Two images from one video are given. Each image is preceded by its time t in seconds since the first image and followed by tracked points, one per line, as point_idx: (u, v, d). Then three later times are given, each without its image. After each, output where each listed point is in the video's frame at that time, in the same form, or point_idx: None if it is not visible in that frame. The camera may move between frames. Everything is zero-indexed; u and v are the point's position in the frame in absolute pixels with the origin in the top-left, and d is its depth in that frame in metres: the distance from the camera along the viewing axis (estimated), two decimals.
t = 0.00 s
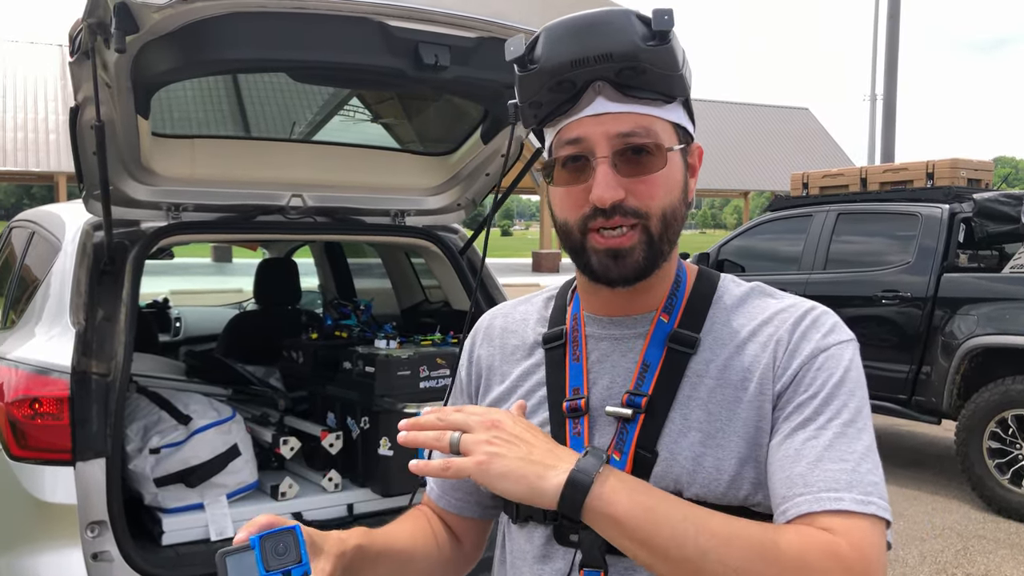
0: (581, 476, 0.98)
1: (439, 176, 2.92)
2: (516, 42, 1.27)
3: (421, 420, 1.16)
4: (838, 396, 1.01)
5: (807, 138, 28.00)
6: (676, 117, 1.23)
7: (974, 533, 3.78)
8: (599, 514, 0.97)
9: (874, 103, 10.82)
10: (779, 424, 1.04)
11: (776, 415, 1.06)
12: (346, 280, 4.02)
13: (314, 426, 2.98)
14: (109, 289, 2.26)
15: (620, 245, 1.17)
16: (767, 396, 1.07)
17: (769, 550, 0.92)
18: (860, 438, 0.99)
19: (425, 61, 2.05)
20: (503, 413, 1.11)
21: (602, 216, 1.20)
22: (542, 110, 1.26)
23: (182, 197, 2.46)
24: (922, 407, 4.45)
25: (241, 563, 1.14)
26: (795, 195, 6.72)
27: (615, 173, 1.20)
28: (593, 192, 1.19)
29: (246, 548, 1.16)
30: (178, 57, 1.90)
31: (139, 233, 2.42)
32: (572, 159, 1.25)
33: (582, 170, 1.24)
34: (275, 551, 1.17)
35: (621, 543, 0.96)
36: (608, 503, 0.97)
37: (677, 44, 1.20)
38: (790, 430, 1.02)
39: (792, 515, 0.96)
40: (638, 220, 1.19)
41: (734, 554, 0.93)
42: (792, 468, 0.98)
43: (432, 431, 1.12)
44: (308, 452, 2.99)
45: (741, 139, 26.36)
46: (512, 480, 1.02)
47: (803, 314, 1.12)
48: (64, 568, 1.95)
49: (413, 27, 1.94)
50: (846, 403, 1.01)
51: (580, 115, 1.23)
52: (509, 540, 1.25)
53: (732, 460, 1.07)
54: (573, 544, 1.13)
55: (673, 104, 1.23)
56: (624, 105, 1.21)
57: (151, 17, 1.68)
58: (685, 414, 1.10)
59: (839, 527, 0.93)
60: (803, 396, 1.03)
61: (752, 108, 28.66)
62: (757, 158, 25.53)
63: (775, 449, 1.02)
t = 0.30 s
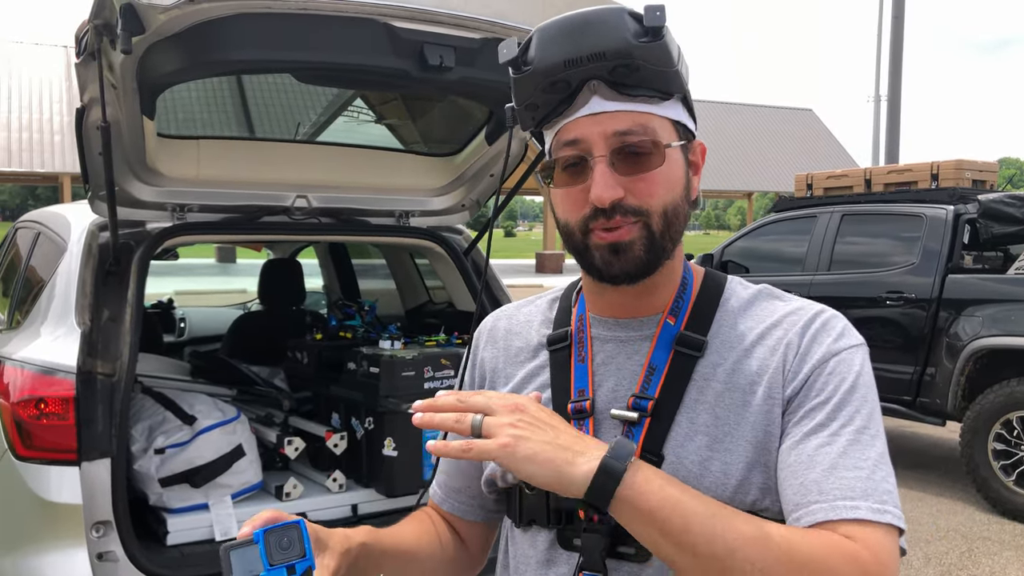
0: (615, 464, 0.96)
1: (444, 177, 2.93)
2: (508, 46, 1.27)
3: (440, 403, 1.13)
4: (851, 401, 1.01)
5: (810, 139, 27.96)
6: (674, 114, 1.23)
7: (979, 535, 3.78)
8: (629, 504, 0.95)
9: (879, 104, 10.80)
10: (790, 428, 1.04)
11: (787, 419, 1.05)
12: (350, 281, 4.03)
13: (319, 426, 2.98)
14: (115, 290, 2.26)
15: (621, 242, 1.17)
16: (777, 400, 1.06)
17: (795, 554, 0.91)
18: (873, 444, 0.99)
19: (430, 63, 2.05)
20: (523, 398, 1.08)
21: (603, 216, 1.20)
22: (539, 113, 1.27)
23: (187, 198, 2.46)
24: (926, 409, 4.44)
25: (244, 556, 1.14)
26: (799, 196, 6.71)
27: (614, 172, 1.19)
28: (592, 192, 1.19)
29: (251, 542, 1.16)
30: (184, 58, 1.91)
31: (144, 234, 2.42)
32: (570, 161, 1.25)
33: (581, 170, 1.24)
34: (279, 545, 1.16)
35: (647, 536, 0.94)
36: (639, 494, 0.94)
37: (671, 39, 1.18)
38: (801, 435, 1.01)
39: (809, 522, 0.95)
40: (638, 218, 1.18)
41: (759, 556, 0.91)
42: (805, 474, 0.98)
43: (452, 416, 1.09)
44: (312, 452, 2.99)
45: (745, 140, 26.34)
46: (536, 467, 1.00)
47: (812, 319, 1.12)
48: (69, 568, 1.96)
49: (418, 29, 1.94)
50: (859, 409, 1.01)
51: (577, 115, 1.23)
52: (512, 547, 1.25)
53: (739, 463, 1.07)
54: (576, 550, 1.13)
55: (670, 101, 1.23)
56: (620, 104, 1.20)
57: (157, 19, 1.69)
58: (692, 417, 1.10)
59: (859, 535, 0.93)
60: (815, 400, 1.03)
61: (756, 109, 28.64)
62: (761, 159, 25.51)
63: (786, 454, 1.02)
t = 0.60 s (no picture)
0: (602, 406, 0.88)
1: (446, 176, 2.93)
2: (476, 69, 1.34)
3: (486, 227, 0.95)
4: (845, 379, 1.01)
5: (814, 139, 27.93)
6: (655, 110, 1.21)
7: (982, 535, 3.77)
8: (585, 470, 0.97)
9: (882, 104, 10.80)
10: (784, 409, 1.03)
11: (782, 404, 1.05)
12: (352, 280, 4.03)
13: (321, 425, 2.97)
14: (117, 289, 2.26)
15: (616, 246, 1.16)
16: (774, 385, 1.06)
17: (755, 511, 0.89)
18: (865, 418, 0.97)
19: (433, 61, 2.05)
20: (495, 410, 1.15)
21: (594, 222, 1.19)
22: (518, 128, 1.28)
23: (189, 196, 2.46)
24: (929, 409, 4.43)
25: (244, 535, 1.20)
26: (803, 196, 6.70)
27: (599, 177, 1.19)
28: (580, 200, 1.19)
29: (250, 520, 1.20)
30: (188, 56, 1.91)
31: (147, 232, 2.43)
32: (558, 169, 1.25)
33: (568, 178, 1.24)
34: (279, 523, 1.19)
35: (604, 498, 0.96)
36: (587, 458, 0.98)
37: (635, 39, 1.18)
38: (794, 414, 1.01)
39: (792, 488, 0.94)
40: (630, 219, 1.17)
41: (719, 510, 0.90)
42: (792, 444, 0.97)
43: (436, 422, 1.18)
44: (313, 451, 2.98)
45: (748, 140, 26.31)
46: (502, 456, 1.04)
47: (810, 311, 1.12)
48: (72, 566, 1.96)
49: (421, 27, 1.94)
50: (851, 384, 1.00)
51: (556, 125, 1.23)
52: (513, 544, 1.24)
53: (741, 458, 1.06)
54: (577, 546, 1.13)
55: (648, 98, 1.21)
56: (596, 109, 1.20)
57: (160, 17, 1.69)
58: (694, 413, 1.10)
59: (839, 493, 0.90)
60: (809, 379, 1.03)
61: (759, 109, 28.61)
62: (764, 159, 25.48)
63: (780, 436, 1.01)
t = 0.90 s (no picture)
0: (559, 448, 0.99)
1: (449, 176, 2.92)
2: (480, 64, 1.32)
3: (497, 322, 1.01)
4: (838, 386, 1.01)
5: (816, 139, 27.91)
6: (655, 115, 1.22)
7: (983, 535, 3.77)
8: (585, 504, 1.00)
9: (884, 104, 10.82)
10: (777, 417, 1.04)
11: (776, 410, 1.05)
12: (354, 280, 4.03)
13: (323, 423, 2.99)
14: (121, 287, 2.28)
15: (609, 250, 1.17)
16: (767, 391, 1.06)
17: (754, 534, 0.92)
18: (859, 427, 0.98)
19: (435, 61, 2.05)
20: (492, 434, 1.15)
21: (588, 224, 1.20)
22: (518, 124, 1.28)
23: (194, 196, 2.46)
24: (931, 409, 4.43)
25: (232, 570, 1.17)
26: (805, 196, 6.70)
27: (595, 180, 1.20)
28: (576, 202, 1.20)
29: (237, 554, 1.18)
30: (191, 55, 1.92)
31: (150, 231, 2.45)
32: (556, 168, 1.26)
33: (565, 179, 1.25)
34: (266, 557, 1.18)
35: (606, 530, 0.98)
36: (585, 487, 1.00)
37: (643, 43, 1.18)
38: (788, 422, 1.01)
39: (789, 503, 0.95)
40: (624, 224, 1.18)
41: (718, 537, 0.93)
42: (788, 457, 0.98)
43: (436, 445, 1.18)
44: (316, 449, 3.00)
45: (750, 139, 26.30)
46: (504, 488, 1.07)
47: (803, 314, 1.12)
48: (74, 564, 1.97)
49: (424, 28, 1.93)
50: (844, 392, 1.00)
51: (555, 126, 1.24)
52: (506, 544, 1.24)
53: (733, 460, 1.07)
54: (572, 548, 1.13)
55: (650, 102, 1.21)
56: (598, 111, 1.20)
57: (164, 17, 1.69)
58: (687, 415, 1.10)
59: (837, 510, 0.92)
60: (802, 386, 1.03)
61: (761, 109, 28.60)
62: (766, 158, 25.46)
63: (774, 443, 1.01)
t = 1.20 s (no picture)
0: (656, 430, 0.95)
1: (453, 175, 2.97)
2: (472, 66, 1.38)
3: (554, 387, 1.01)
4: (855, 390, 1.03)
5: (819, 138, 27.87)
6: (632, 120, 1.18)
7: (984, 532, 3.79)
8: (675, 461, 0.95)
9: (888, 103, 10.83)
10: (793, 418, 1.06)
11: (787, 410, 1.07)
12: (360, 279, 4.05)
13: (329, 419, 3.02)
14: (129, 284, 2.29)
15: (570, 250, 1.18)
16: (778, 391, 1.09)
17: (823, 525, 0.92)
18: (877, 432, 1.01)
19: (441, 60, 2.07)
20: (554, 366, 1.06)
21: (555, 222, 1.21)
22: (505, 121, 1.33)
23: (202, 194, 2.49)
24: (933, 407, 4.45)
25: (268, 529, 1.20)
26: (808, 194, 6.72)
27: (558, 181, 1.20)
28: (540, 201, 1.22)
29: (277, 515, 1.20)
30: (201, 54, 1.94)
31: (158, 228, 2.48)
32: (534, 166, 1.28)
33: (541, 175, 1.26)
34: (305, 525, 1.20)
35: (682, 490, 0.96)
36: (682, 448, 0.96)
37: (598, 50, 1.15)
38: (808, 424, 1.03)
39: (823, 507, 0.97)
40: (586, 226, 1.18)
41: (795, 521, 0.92)
42: (816, 462, 0.99)
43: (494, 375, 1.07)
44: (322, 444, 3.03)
45: (753, 138, 26.28)
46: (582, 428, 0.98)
47: (809, 311, 1.14)
48: (86, 555, 2.01)
49: (430, 27, 1.95)
50: (862, 397, 1.03)
51: (529, 125, 1.26)
52: (506, 526, 1.25)
53: (736, 450, 1.09)
54: (570, 533, 1.14)
55: (626, 107, 1.18)
56: (564, 115, 1.21)
57: (175, 17, 1.72)
58: (688, 405, 1.12)
59: (884, 517, 0.95)
60: (819, 389, 1.05)
61: (764, 107, 28.58)
62: (769, 156, 25.44)
63: (791, 444, 1.04)
